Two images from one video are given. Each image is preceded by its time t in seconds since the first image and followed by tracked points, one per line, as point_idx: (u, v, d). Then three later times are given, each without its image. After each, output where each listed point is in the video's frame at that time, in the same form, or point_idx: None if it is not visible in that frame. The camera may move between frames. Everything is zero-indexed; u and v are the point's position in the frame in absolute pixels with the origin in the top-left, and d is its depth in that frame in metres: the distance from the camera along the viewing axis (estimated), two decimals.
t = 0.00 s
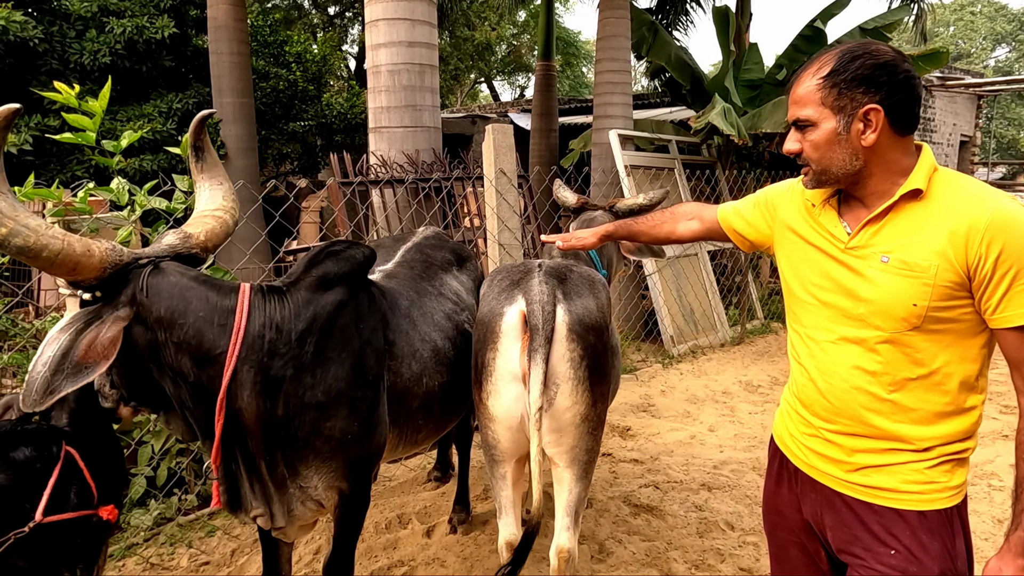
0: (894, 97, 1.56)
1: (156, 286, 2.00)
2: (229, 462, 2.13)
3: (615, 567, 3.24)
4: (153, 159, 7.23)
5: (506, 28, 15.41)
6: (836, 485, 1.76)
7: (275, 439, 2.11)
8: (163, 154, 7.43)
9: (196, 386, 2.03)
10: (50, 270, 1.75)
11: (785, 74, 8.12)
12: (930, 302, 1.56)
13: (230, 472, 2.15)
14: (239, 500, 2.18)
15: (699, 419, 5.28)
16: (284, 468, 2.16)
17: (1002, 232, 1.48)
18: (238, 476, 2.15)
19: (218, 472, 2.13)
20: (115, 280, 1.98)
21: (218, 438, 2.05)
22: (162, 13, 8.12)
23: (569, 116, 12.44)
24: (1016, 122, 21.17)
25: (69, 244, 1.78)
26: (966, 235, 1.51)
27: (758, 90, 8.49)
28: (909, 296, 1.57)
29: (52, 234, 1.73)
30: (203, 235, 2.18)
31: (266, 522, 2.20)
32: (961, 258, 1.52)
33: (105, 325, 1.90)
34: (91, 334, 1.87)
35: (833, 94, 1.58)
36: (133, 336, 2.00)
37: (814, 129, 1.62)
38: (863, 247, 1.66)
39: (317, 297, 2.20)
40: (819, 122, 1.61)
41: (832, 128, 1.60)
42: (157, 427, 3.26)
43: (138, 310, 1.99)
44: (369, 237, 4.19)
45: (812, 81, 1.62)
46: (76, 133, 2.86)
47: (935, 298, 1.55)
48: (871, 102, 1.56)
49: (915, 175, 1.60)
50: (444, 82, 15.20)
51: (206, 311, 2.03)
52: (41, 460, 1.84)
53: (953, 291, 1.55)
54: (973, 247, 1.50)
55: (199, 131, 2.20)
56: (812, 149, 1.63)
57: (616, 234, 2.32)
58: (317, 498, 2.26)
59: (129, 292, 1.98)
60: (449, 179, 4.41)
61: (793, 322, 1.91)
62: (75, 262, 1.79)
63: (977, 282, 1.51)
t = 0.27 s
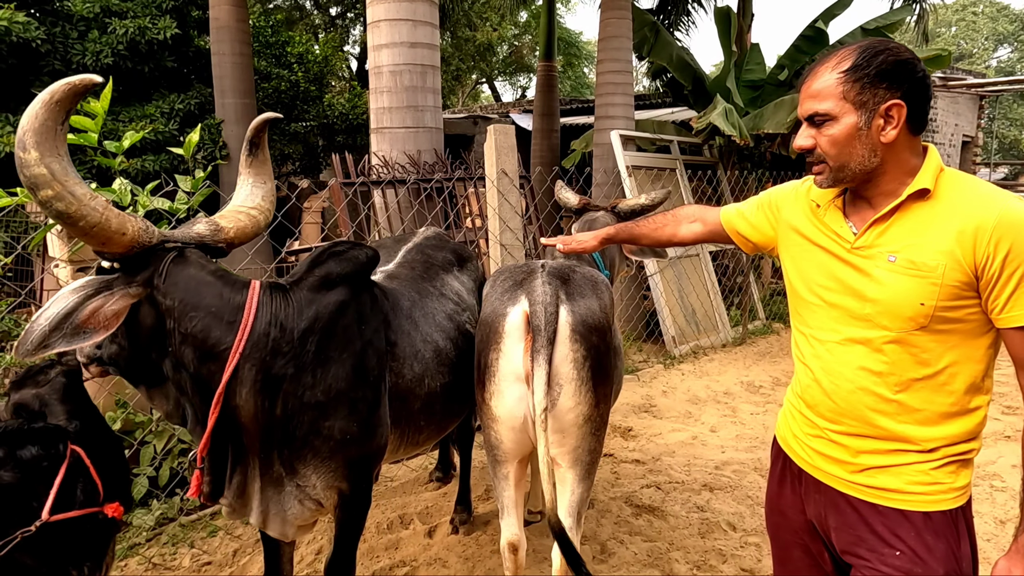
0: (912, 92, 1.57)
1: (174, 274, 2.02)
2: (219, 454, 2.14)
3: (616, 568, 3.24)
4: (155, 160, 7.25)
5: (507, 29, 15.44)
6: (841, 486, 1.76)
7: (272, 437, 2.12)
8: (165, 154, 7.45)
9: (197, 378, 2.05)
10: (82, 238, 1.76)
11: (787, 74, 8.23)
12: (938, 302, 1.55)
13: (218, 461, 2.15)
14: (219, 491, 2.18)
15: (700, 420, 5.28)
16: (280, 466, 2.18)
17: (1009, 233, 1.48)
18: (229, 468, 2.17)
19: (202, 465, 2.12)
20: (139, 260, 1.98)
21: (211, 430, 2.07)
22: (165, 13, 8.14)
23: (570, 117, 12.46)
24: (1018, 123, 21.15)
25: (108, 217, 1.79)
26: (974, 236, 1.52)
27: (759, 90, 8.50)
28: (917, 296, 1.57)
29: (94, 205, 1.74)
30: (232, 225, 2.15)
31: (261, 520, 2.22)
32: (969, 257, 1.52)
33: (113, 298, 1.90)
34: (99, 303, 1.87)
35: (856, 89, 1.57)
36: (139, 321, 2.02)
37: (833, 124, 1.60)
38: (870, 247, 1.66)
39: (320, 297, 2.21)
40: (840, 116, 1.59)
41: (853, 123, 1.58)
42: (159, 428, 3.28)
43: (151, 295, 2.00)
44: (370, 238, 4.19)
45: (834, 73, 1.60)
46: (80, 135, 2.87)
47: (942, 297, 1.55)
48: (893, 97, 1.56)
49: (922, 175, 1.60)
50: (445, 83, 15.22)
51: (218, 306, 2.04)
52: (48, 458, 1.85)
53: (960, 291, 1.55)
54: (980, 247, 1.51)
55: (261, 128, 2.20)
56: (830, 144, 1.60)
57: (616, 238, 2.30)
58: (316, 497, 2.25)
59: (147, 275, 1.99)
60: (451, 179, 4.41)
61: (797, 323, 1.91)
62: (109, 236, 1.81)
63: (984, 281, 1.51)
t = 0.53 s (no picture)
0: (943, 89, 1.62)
1: (175, 272, 2.01)
2: (223, 453, 2.15)
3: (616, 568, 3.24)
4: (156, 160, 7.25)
5: (508, 29, 15.44)
6: (843, 486, 1.76)
7: (272, 435, 2.12)
8: (165, 154, 7.45)
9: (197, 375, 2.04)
10: (74, 242, 1.77)
11: (788, 74, 8.29)
12: (940, 301, 1.56)
13: (220, 460, 2.15)
14: (222, 490, 2.19)
15: (700, 420, 5.29)
16: (279, 464, 2.18)
17: (1011, 232, 1.48)
18: (231, 468, 2.18)
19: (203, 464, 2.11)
20: (136, 260, 1.99)
21: (213, 429, 2.06)
22: (165, 14, 8.14)
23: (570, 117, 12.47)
24: (1019, 123, 21.16)
25: (97, 218, 1.80)
26: (976, 235, 1.52)
27: (760, 91, 8.50)
28: (920, 295, 1.57)
29: (82, 206, 1.74)
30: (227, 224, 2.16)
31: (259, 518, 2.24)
32: (971, 257, 1.52)
33: (117, 303, 1.91)
34: (105, 312, 1.88)
35: (917, 79, 1.56)
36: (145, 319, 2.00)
37: (898, 114, 1.56)
38: (873, 247, 1.66)
39: (320, 296, 2.21)
40: (906, 106, 1.55)
41: (915, 114, 1.56)
42: (159, 428, 3.28)
43: (152, 294, 2.00)
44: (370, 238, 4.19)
45: (891, 65, 1.56)
46: (79, 136, 2.86)
47: (945, 297, 1.55)
48: (939, 91, 1.60)
49: (925, 175, 1.61)
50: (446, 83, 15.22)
51: (220, 302, 2.04)
52: (50, 462, 1.81)
53: (963, 290, 1.55)
54: (983, 246, 1.51)
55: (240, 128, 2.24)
56: (896, 134, 1.56)
57: (616, 241, 2.29)
58: (315, 496, 2.26)
59: (147, 274, 1.99)
60: (452, 180, 4.41)
61: (799, 323, 1.91)
62: (99, 237, 1.81)
63: (987, 280, 1.52)
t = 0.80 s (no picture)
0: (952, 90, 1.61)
1: (166, 286, 2.00)
2: (234, 460, 2.13)
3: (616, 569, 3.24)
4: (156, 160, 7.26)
5: (508, 29, 15.44)
6: (845, 487, 1.76)
7: (278, 439, 2.12)
8: (166, 154, 7.47)
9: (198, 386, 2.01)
10: (60, 265, 1.77)
11: (788, 75, 8.31)
12: (945, 303, 1.56)
13: (236, 471, 2.14)
14: (243, 499, 2.17)
15: (700, 421, 5.28)
16: (286, 468, 2.17)
17: (1017, 235, 1.49)
18: (246, 478, 2.14)
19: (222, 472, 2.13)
20: (125, 278, 1.99)
21: (224, 436, 2.04)
22: (165, 14, 8.15)
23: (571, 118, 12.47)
24: (1019, 123, 21.17)
25: (79, 238, 1.80)
26: (982, 237, 1.53)
27: (760, 91, 8.50)
28: (924, 297, 1.57)
29: (62, 228, 1.75)
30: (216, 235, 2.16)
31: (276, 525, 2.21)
32: (977, 259, 1.53)
33: (114, 324, 1.91)
34: (104, 333, 1.88)
35: (927, 79, 1.56)
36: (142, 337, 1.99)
37: (907, 114, 1.56)
38: (877, 248, 1.66)
39: (322, 298, 2.21)
40: (915, 107, 1.56)
41: (924, 114, 1.57)
42: (160, 428, 3.27)
43: (147, 311, 1.99)
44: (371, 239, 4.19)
45: (902, 65, 1.56)
46: (80, 136, 2.86)
47: (950, 298, 1.56)
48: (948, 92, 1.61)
49: (931, 177, 1.61)
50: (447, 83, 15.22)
51: (214, 311, 2.02)
52: (51, 461, 1.83)
53: (967, 292, 1.55)
54: (989, 248, 1.51)
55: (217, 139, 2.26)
56: (906, 134, 1.56)
57: (615, 240, 2.29)
58: (319, 496, 2.26)
59: (139, 291, 1.99)
60: (452, 180, 4.40)
61: (799, 324, 1.91)
62: (83, 258, 1.81)
63: (991, 283, 1.52)
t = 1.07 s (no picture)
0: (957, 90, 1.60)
1: (189, 276, 2.00)
2: (238, 458, 2.12)
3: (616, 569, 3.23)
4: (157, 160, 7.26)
5: (509, 30, 15.43)
6: (845, 488, 1.76)
7: (285, 440, 2.12)
8: (166, 154, 7.47)
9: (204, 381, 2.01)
10: (93, 240, 1.78)
11: (788, 75, 8.31)
12: (947, 304, 1.56)
13: (236, 467, 2.13)
14: (240, 497, 2.16)
15: (700, 421, 5.28)
16: (289, 467, 2.16)
17: (1020, 237, 1.49)
18: (247, 475, 2.13)
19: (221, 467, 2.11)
20: (152, 262, 1.99)
21: (228, 432, 2.02)
22: (166, 14, 8.15)
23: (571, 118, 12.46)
24: (1019, 124, 21.16)
25: (116, 218, 1.80)
26: (985, 239, 1.52)
27: (760, 91, 8.50)
28: (926, 298, 1.57)
29: (102, 205, 1.75)
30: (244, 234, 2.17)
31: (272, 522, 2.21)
32: (979, 260, 1.53)
33: (133, 304, 1.91)
34: (122, 313, 1.88)
35: (927, 81, 1.56)
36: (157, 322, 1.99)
37: (906, 116, 1.56)
38: (879, 249, 1.66)
39: (326, 297, 2.21)
40: (915, 109, 1.55)
41: (924, 116, 1.56)
42: (160, 428, 3.28)
43: (166, 297, 1.99)
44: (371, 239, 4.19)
45: (901, 66, 1.56)
46: (81, 137, 2.86)
47: (952, 300, 1.56)
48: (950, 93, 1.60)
49: (934, 178, 1.61)
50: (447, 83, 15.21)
51: (232, 308, 2.02)
52: (49, 461, 1.84)
53: (970, 293, 1.55)
54: (992, 250, 1.51)
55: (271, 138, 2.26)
56: (905, 136, 1.56)
57: (616, 239, 2.29)
58: (320, 496, 2.26)
59: (162, 277, 1.99)
60: (452, 180, 4.40)
61: (801, 325, 1.90)
62: (117, 237, 1.82)
63: (994, 284, 1.52)
